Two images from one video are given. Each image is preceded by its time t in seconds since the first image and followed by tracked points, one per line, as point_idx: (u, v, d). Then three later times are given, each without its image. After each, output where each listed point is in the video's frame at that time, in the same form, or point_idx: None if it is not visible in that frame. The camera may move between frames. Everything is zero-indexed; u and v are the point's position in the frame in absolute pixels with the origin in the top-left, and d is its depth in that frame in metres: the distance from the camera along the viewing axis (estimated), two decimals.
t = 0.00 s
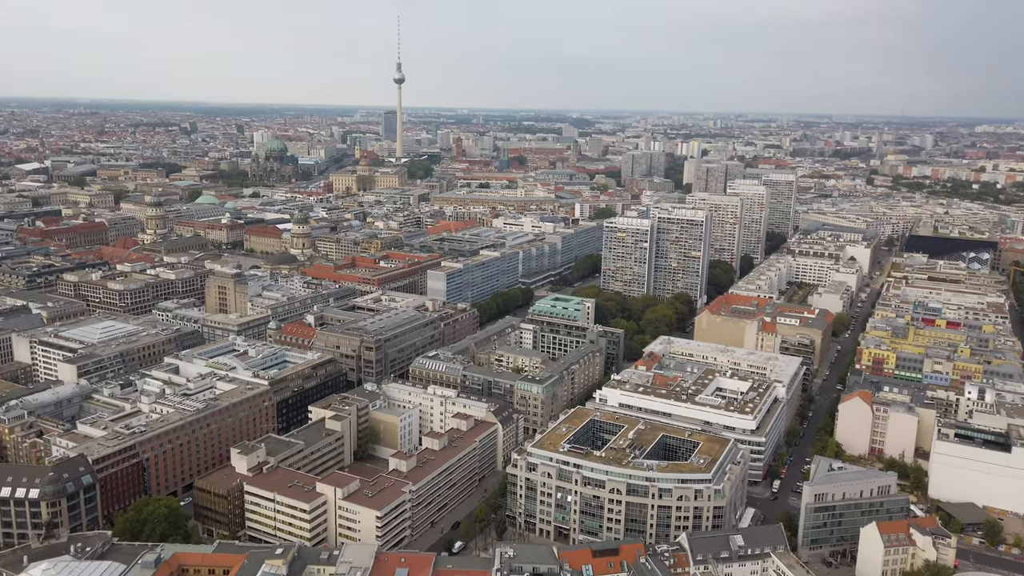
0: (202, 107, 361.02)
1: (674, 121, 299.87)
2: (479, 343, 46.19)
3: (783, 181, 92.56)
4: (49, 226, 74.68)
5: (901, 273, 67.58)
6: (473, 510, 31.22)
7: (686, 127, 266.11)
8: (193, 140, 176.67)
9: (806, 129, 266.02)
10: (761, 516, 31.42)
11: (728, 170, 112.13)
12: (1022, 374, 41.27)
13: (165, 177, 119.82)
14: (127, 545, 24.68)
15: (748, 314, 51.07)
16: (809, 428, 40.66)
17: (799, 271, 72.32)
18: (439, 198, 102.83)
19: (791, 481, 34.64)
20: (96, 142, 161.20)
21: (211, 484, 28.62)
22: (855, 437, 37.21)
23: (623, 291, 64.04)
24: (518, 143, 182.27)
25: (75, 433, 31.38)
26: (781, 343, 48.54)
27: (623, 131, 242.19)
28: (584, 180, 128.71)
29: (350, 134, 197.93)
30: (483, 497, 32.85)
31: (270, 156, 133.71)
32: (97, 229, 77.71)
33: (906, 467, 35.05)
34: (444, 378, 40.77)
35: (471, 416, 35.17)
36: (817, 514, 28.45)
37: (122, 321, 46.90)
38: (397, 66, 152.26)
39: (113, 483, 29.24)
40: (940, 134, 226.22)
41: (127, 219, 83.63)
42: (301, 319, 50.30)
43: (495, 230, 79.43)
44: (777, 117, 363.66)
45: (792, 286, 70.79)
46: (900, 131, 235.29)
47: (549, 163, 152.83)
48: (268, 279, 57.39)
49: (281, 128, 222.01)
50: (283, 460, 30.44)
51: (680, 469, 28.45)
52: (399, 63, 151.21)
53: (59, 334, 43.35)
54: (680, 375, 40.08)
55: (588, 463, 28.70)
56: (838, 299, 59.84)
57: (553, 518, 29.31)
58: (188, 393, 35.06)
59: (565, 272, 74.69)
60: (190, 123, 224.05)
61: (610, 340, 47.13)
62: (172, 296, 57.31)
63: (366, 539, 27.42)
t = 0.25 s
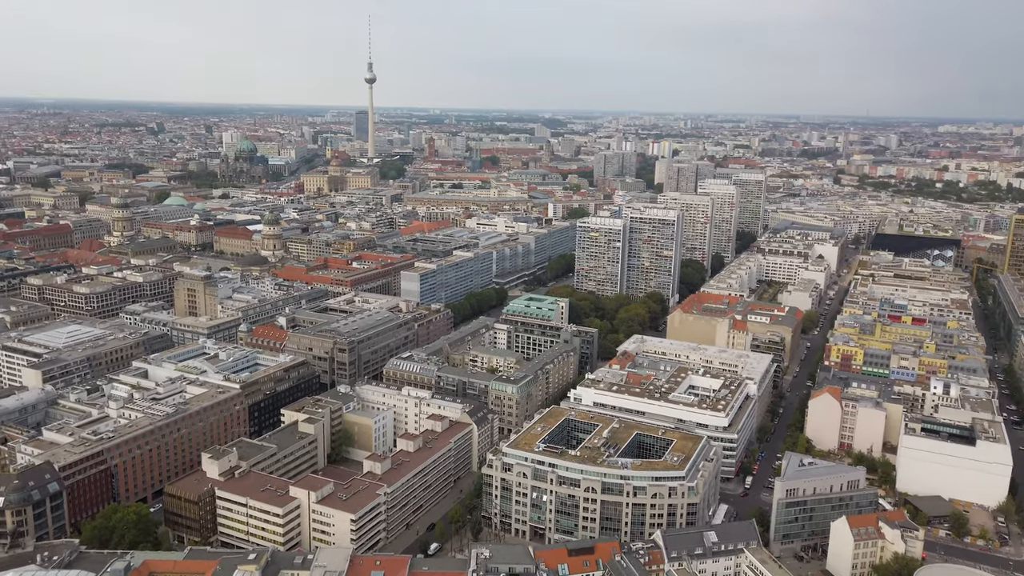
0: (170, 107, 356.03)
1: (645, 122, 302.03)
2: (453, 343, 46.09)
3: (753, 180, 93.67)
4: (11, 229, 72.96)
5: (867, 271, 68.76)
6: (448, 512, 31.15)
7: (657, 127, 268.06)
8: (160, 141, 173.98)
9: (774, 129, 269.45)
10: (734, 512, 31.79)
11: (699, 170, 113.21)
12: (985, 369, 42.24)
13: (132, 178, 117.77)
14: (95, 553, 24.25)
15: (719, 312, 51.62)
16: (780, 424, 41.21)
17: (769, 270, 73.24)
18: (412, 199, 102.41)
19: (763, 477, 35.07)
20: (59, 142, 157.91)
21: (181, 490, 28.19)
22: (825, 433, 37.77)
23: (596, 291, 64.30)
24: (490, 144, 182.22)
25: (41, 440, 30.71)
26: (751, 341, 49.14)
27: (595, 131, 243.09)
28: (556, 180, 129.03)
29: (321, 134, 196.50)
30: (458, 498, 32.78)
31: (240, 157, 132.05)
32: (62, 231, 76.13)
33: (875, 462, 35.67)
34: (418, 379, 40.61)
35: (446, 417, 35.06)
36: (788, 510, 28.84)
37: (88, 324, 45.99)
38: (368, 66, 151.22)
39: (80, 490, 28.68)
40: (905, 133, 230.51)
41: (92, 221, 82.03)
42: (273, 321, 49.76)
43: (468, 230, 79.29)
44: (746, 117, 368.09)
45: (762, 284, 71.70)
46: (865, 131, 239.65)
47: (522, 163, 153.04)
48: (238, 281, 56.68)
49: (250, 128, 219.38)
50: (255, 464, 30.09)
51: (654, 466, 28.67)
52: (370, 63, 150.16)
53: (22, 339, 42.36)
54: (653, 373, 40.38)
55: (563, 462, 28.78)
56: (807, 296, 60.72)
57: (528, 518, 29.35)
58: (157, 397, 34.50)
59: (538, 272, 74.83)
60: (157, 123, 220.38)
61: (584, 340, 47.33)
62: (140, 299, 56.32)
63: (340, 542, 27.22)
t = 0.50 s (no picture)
0: (138, 107, 350.34)
1: (618, 122, 303.60)
2: (428, 344, 45.92)
3: (725, 180, 94.62)
4: None
5: (837, 269, 69.81)
6: (425, 513, 31.02)
7: (630, 127, 269.61)
8: (128, 141, 171.20)
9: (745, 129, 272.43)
10: (709, 509, 32.08)
11: (671, 170, 114.08)
12: (951, 365, 43.10)
13: (99, 179, 115.63)
14: (64, 562, 23.76)
15: (693, 310, 52.06)
16: (753, 421, 41.67)
17: (741, 269, 74.03)
18: (385, 200, 101.86)
19: (736, 474, 35.44)
20: (23, 143, 154.50)
21: (152, 496, 27.73)
22: (797, 429, 38.27)
23: (571, 291, 64.48)
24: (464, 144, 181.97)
25: (6, 447, 30.02)
26: (724, 339, 49.62)
27: (568, 131, 243.82)
28: (531, 180, 129.16)
29: (293, 134, 194.75)
30: (435, 499, 32.66)
31: (210, 157, 130.30)
32: (27, 233, 74.48)
33: (845, 457, 36.23)
34: (394, 381, 40.39)
35: (421, 418, 34.92)
36: (762, 506, 29.16)
37: (55, 328, 45.06)
38: (341, 65, 149.94)
39: (48, 497, 28.09)
40: (872, 134, 234.40)
41: (58, 222, 80.36)
42: (245, 323, 49.17)
43: (443, 231, 79.07)
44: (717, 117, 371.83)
45: (734, 283, 72.44)
46: (834, 131, 243.49)
47: (496, 164, 153.02)
48: (210, 283, 55.91)
49: (221, 128, 216.66)
50: (228, 469, 29.71)
51: (630, 465, 28.82)
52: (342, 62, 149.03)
53: None
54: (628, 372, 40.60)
55: (539, 462, 28.81)
56: (778, 295, 61.48)
57: (505, 518, 29.34)
58: (127, 402, 33.90)
59: (513, 272, 74.84)
60: (124, 123, 216.58)
61: (560, 339, 47.45)
62: (108, 302, 55.31)
63: (316, 546, 26.98)
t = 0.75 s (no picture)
0: (113, 107, 345.99)
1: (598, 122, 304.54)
2: (409, 345, 45.77)
3: (704, 180, 95.25)
4: None
5: (815, 268, 70.54)
6: (407, 515, 30.89)
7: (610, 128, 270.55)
8: (102, 141, 168.98)
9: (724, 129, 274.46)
10: (690, 507, 32.27)
11: (651, 170, 114.63)
12: (926, 362, 43.72)
13: (73, 180, 113.96)
14: (39, 569, 23.37)
15: (673, 310, 52.35)
16: (733, 419, 41.97)
17: (720, 268, 74.56)
18: (365, 200, 101.35)
19: (717, 472, 35.70)
20: None
21: (130, 501, 27.37)
22: (776, 427, 38.61)
23: (552, 291, 64.58)
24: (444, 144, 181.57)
25: None
26: (704, 338, 49.94)
27: (548, 132, 244.18)
28: (511, 180, 129.14)
29: (272, 134, 193.26)
30: (417, 501, 32.54)
31: (187, 157, 128.91)
32: None
33: (824, 454, 36.61)
34: (374, 382, 40.23)
35: (403, 420, 34.78)
36: (742, 503, 29.37)
37: (29, 332, 44.34)
38: (320, 65, 148.86)
39: (23, 503, 27.63)
40: (848, 134, 237.14)
41: (31, 224, 79.08)
42: (224, 326, 48.70)
43: (423, 231, 78.84)
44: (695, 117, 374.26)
45: (714, 282, 72.94)
46: (811, 131, 246.14)
47: (476, 164, 152.89)
48: (187, 285, 55.31)
49: (198, 128, 214.46)
50: (207, 472, 29.38)
51: (612, 464, 28.92)
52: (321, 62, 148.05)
53: None
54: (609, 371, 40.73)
55: (521, 462, 28.80)
56: (757, 293, 61.98)
57: (487, 519, 29.28)
58: (103, 406, 33.43)
59: (494, 272, 74.76)
60: (99, 123, 213.73)
61: (541, 339, 47.49)
62: (83, 305, 54.52)
63: (297, 549, 26.78)
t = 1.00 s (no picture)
0: (84, 107, 340.92)
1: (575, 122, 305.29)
2: (388, 346, 45.59)
3: (681, 180, 95.91)
4: None
5: (790, 267, 71.35)
6: (387, 517, 30.74)
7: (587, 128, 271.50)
8: (73, 142, 166.41)
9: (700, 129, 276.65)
10: (670, 505, 32.45)
11: (628, 170, 115.21)
12: (900, 359, 44.38)
13: (43, 182, 112.08)
14: None
15: (651, 309, 52.64)
16: (711, 417, 42.29)
17: (697, 267, 75.14)
18: (343, 201, 100.77)
19: (696, 470, 35.94)
20: None
21: (105, 507, 26.93)
22: (754, 424, 38.97)
23: (531, 291, 64.66)
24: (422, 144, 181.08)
25: None
26: (682, 337, 50.28)
27: (526, 132, 244.54)
28: (489, 181, 129.12)
29: (247, 134, 191.54)
30: (397, 503, 32.40)
31: (161, 158, 127.28)
32: None
33: (801, 451, 37.01)
34: (353, 384, 40.00)
35: (382, 421, 34.61)
36: (721, 500, 29.58)
37: None
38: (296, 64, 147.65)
39: None
40: (821, 134, 240.23)
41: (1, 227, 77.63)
42: (200, 328, 48.16)
43: (401, 232, 78.56)
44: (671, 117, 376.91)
45: (691, 281, 73.48)
46: (785, 132, 248.96)
47: (455, 164, 152.73)
48: (162, 287, 54.62)
49: (172, 128, 211.87)
50: (184, 477, 29.02)
51: (592, 463, 29.01)
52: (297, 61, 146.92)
53: None
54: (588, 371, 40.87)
55: (502, 462, 28.78)
56: (734, 292, 62.52)
57: (468, 520, 29.22)
58: (77, 411, 32.89)
59: (473, 273, 74.69)
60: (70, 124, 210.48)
61: (520, 340, 47.52)
62: (55, 309, 53.62)
63: (276, 554, 26.54)
